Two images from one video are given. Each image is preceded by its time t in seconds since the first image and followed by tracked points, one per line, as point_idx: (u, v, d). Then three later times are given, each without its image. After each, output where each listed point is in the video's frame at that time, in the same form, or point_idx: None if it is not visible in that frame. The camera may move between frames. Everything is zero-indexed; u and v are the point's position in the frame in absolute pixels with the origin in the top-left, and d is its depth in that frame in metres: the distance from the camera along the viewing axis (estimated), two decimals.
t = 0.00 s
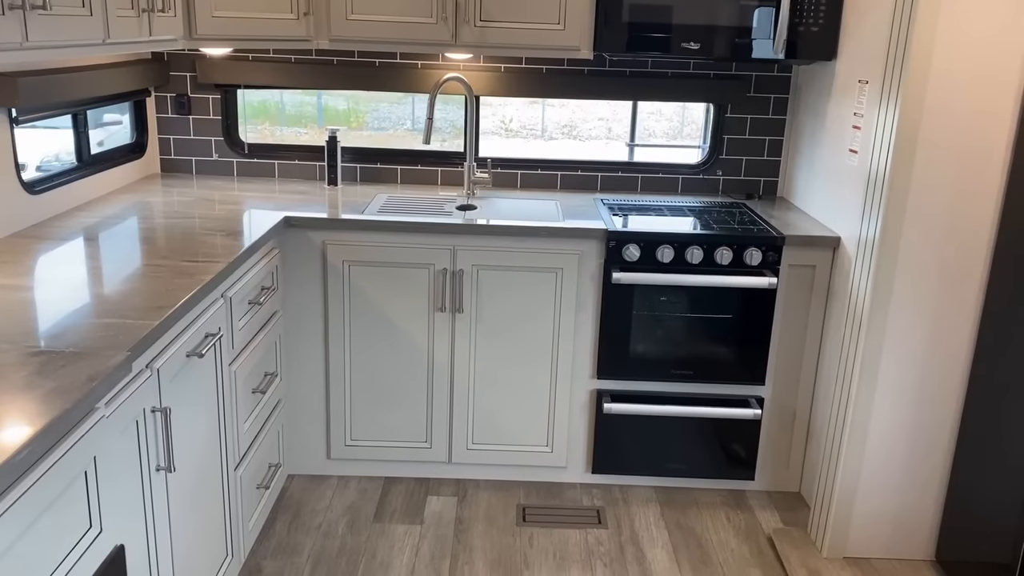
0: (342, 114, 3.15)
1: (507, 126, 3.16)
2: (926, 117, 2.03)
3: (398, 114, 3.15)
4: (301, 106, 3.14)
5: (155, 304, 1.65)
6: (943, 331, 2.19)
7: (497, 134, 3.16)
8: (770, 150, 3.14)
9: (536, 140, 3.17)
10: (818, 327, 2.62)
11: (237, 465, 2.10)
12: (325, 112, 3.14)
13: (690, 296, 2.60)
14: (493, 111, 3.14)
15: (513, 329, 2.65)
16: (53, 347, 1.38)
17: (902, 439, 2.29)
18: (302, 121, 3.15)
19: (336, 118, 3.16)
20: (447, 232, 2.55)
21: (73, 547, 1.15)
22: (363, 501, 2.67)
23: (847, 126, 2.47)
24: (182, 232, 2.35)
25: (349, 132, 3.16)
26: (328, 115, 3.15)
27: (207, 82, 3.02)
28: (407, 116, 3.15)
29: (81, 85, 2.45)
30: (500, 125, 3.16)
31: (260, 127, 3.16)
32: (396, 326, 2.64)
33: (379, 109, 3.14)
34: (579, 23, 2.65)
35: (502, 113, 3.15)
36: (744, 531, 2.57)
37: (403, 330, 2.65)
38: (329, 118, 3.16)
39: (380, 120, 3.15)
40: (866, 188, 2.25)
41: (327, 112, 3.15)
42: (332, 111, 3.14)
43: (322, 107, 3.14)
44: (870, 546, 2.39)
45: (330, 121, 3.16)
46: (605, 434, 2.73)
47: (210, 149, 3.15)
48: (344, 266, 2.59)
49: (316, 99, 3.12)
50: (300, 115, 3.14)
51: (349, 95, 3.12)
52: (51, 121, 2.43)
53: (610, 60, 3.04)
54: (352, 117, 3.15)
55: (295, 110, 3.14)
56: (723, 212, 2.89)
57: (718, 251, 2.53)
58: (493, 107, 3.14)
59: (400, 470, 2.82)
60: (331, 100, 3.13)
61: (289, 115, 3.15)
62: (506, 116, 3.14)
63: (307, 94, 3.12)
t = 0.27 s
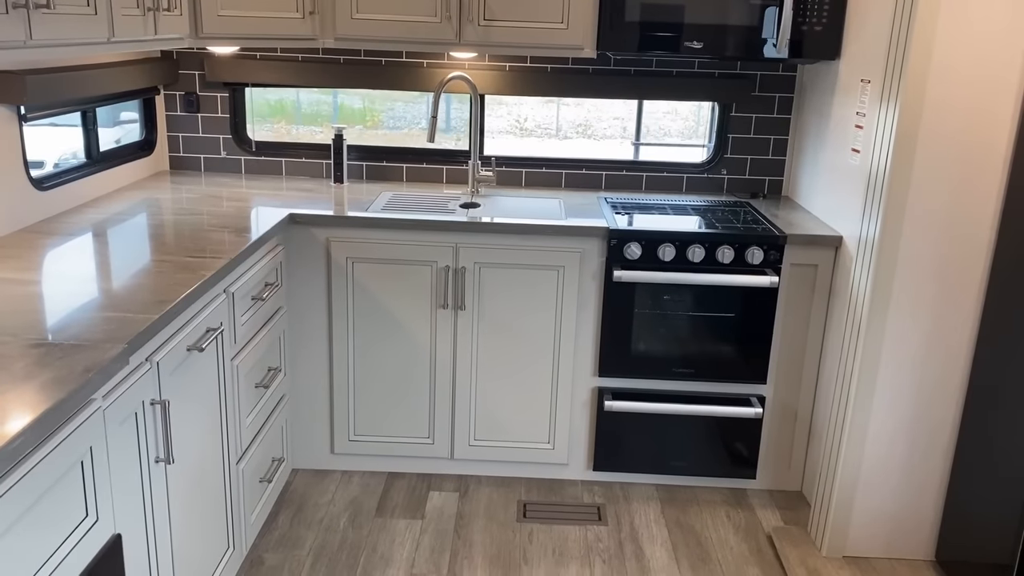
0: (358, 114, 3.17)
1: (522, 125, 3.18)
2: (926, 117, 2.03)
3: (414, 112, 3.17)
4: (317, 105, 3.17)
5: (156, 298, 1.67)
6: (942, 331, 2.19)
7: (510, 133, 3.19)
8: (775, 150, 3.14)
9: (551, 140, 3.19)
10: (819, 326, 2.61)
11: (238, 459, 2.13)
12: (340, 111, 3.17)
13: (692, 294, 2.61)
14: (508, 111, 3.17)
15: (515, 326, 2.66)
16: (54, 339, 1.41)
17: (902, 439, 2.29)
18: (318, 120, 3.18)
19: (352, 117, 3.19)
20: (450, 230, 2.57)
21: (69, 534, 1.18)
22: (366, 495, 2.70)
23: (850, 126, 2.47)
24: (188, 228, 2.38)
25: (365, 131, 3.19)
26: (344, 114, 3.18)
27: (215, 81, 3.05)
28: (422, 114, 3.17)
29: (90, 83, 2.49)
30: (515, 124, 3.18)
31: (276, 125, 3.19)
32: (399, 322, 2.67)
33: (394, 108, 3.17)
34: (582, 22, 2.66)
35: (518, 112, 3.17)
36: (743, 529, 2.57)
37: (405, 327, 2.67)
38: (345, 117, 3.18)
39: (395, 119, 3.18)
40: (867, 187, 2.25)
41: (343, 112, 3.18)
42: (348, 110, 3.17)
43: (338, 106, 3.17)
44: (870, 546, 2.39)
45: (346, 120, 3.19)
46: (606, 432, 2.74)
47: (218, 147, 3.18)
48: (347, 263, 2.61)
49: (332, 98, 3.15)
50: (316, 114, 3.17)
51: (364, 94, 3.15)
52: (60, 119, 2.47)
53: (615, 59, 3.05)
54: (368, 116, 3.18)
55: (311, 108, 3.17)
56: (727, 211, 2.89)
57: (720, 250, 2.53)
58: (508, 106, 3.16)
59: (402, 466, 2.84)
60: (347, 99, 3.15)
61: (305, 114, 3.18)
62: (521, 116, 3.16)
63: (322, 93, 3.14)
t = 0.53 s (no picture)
0: (377, 115, 3.21)
1: (541, 127, 3.19)
2: (931, 118, 2.03)
3: (433, 114, 3.20)
4: (337, 107, 3.21)
5: (163, 295, 1.71)
6: (949, 332, 2.18)
7: (529, 134, 3.20)
8: (785, 151, 3.13)
9: (569, 141, 3.20)
10: (827, 327, 2.61)
11: (247, 455, 2.16)
12: (360, 113, 3.21)
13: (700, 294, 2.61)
14: (527, 112, 3.18)
15: (522, 325, 2.68)
16: (63, 336, 1.44)
17: (908, 440, 2.28)
18: (338, 121, 3.22)
19: (371, 119, 3.22)
20: (457, 230, 2.59)
21: (72, 526, 1.21)
22: (374, 493, 2.72)
23: (858, 126, 2.47)
24: (199, 228, 2.42)
25: (384, 132, 3.22)
26: (363, 116, 3.21)
27: (229, 83, 3.09)
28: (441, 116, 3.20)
29: (105, 85, 2.53)
30: (534, 125, 3.20)
31: (297, 127, 3.23)
32: (407, 321, 2.69)
33: (413, 109, 3.20)
34: (590, 23, 2.67)
35: (536, 114, 3.18)
36: (749, 530, 2.57)
37: (413, 326, 2.70)
38: (365, 119, 3.22)
39: (414, 120, 3.21)
40: (873, 187, 2.25)
41: (362, 113, 3.21)
42: (368, 112, 3.21)
43: (358, 107, 3.20)
44: (876, 548, 2.38)
45: (366, 122, 3.22)
46: (613, 432, 2.74)
47: (232, 148, 3.23)
48: (356, 263, 2.64)
49: (352, 100, 3.19)
50: (336, 116, 3.21)
51: (384, 96, 3.18)
52: (76, 120, 2.51)
53: (624, 61, 3.06)
54: (387, 118, 3.21)
55: (331, 110, 3.21)
56: (737, 211, 2.89)
57: (727, 251, 2.54)
58: (527, 107, 3.17)
59: (411, 464, 2.87)
60: (367, 101, 3.19)
61: (326, 115, 3.22)
62: (540, 116, 3.18)
63: (342, 95, 3.18)
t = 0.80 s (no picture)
0: (400, 117, 3.24)
1: (562, 128, 3.20)
2: (944, 118, 2.01)
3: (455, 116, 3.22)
4: (360, 109, 3.24)
5: (175, 292, 1.73)
6: (962, 334, 2.16)
7: (550, 136, 3.21)
8: (800, 152, 3.11)
9: (591, 142, 3.21)
10: (841, 328, 2.59)
11: (259, 451, 2.19)
12: (383, 115, 3.24)
13: (712, 295, 2.61)
14: (549, 114, 3.19)
15: (534, 325, 2.69)
16: (77, 332, 1.47)
17: (921, 443, 2.26)
18: (361, 123, 3.25)
19: (394, 121, 3.25)
20: (469, 230, 2.61)
21: (81, 518, 1.24)
22: (386, 490, 2.75)
23: (872, 126, 2.45)
24: (214, 227, 2.45)
25: (407, 134, 3.25)
26: (386, 117, 3.24)
27: (246, 84, 3.13)
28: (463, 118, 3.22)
29: (123, 87, 2.58)
30: (556, 127, 3.20)
31: (321, 129, 3.27)
32: (419, 321, 2.71)
33: (436, 111, 3.22)
34: (603, 24, 2.68)
35: (558, 116, 3.19)
36: (761, 531, 2.56)
37: (426, 325, 2.71)
38: (387, 121, 3.25)
39: (437, 122, 3.23)
40: (885, 188, 2.23)
41: (385, 115, 3.24)
42: (390, 114, 3.24)
43: (381, 110, 3.23)
44: (888, 551, 2.36)
45: (388, 124, 3.25)
46: (625, 432, 2.74)
47: (249, 149, 3.27)
48: (370, 262, 2.67)
49: (375, 102, 3.22)
50: (360, 118, 3.25)
51: (407, 97, 3.21)
52: (96, 121, 2.55)
53: (638, 61, 3.06)
54: (410, 120, 3.24)
55: (354, 112, 3.24)
56: (751, 212, 2.88)
57: (739, 251, 2.53)
58: (549, 109, 3.18)
59: (423, 462, 2.88)
60: (389, 103, 3.22)
61: (349, 117, 3.25)
62: (562, 119, 3.18)
63: (366, 97, 3.22)
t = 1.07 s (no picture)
0: (423, 118, 3.24)
1: (585, 130, 3.19)
2: (961, 119, 1.98)
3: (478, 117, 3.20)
4: (384, 109, 3.25)
5: (184, 288, 1.75)
6: (979, 339, 2.12)
7: (574, 138, 3.20)
8: (818, 153, 3.08)
9: (614, 144, 3.19)
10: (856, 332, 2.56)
11: (270, 448, 2.20)
12: (406, 115, 3.24)
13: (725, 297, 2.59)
14: (572, 115, 3.18)
15: (546, 325, 2.68)
16: (86, 327, 1.49)
17: (936, 449, 2.23)
18: (384, 124, 3.26)
19: (417, 122, 3.25)
20: (481, 230, 2.60)
21: (84, 511, 1.25)
22: (396, 489, 2.75)
23: (889, 128, 2.42)
24: (227, 224, 2.47)
25: (430, 135, 3.24)
26: (409, 118, 3.24)
27: (263, 83, 3.16)
28: (486, 119, 3.20)
29: (140, 85, 2.61)
30: (578, 128, 3.19)
31: (345, 129, 3.27)
32: (431, 320, 2.71)
33: (459, 112, 3.22)
34: (617, 23, 2.67)
35: (581, 117, 3.18)
36: (772, 536, 2.54)
37: (437, 325, 2.72)
38: (411, 121, 3.25)
39: (460, 123, 3.23)
40: (901, 190, 2.20)
41: (408, 116, 3.24)
42: (414, 115, 3.24)
43: (404, 110, 3.24)
44: (901, 559, 2.33)
45: (411, 125, 3.25)
46: (636, 435, 2.73)
47: (266, 147, 3.29)
48: (382, 261, 2.67)
49: (399, 102, 3.23)
50: (383, 119, 3.25)
51: (431, 98, 3.21)
52: (113, 118, 2.59)
53: (654, 62, 3.04)
54: (433, 120, 3.24)
55: (378, 113, 3.25)
56: (767, 214, 2.85)
57: (752, 253, 2.51)
58: (572, 110, 3.17)
59: (433, 462, 2.89)
60: (413, 103, 3.22)
61: (373, 117, 3.26)
62: (586, 120, 3.17)
63: (390, 98, 3.23)
